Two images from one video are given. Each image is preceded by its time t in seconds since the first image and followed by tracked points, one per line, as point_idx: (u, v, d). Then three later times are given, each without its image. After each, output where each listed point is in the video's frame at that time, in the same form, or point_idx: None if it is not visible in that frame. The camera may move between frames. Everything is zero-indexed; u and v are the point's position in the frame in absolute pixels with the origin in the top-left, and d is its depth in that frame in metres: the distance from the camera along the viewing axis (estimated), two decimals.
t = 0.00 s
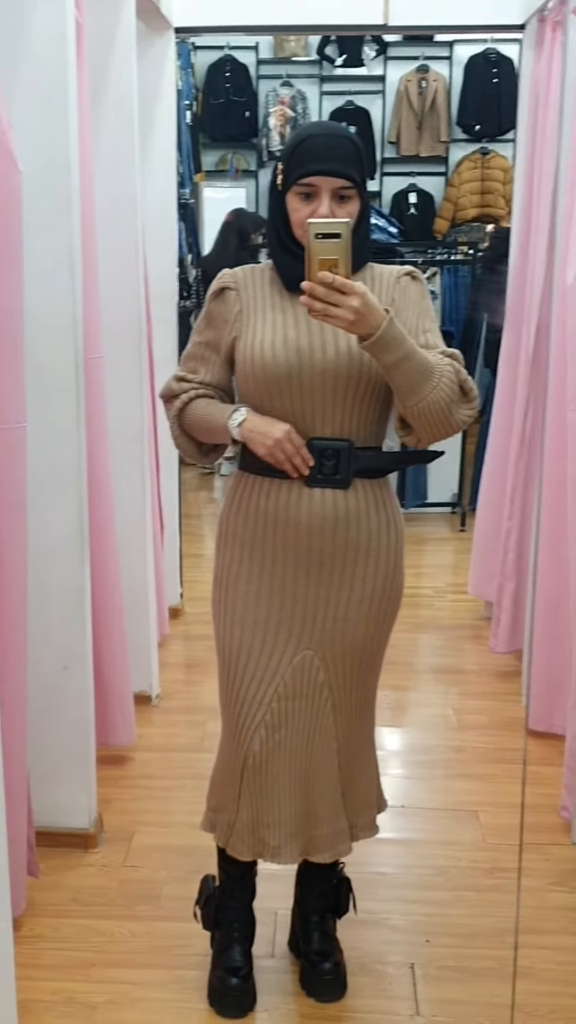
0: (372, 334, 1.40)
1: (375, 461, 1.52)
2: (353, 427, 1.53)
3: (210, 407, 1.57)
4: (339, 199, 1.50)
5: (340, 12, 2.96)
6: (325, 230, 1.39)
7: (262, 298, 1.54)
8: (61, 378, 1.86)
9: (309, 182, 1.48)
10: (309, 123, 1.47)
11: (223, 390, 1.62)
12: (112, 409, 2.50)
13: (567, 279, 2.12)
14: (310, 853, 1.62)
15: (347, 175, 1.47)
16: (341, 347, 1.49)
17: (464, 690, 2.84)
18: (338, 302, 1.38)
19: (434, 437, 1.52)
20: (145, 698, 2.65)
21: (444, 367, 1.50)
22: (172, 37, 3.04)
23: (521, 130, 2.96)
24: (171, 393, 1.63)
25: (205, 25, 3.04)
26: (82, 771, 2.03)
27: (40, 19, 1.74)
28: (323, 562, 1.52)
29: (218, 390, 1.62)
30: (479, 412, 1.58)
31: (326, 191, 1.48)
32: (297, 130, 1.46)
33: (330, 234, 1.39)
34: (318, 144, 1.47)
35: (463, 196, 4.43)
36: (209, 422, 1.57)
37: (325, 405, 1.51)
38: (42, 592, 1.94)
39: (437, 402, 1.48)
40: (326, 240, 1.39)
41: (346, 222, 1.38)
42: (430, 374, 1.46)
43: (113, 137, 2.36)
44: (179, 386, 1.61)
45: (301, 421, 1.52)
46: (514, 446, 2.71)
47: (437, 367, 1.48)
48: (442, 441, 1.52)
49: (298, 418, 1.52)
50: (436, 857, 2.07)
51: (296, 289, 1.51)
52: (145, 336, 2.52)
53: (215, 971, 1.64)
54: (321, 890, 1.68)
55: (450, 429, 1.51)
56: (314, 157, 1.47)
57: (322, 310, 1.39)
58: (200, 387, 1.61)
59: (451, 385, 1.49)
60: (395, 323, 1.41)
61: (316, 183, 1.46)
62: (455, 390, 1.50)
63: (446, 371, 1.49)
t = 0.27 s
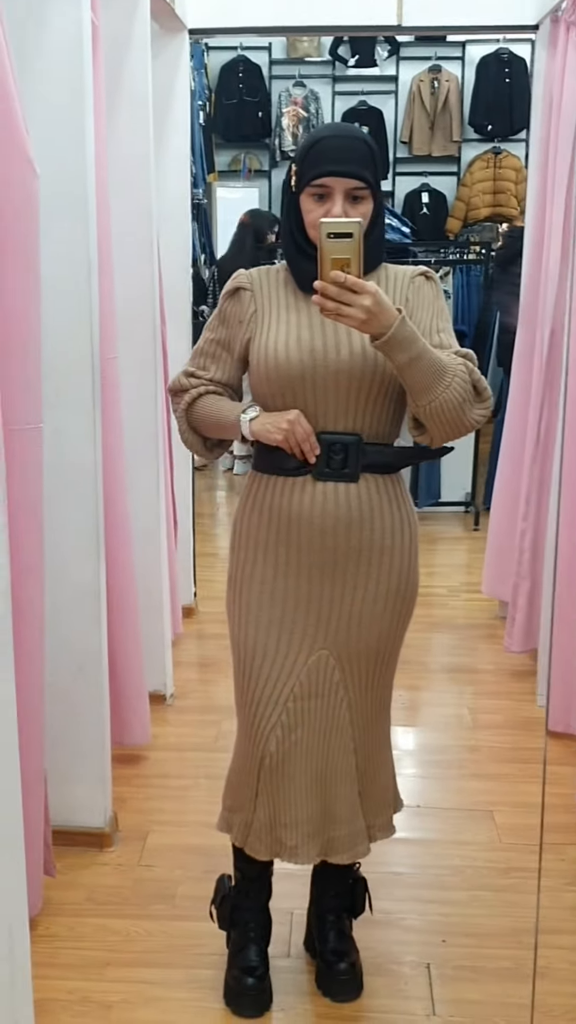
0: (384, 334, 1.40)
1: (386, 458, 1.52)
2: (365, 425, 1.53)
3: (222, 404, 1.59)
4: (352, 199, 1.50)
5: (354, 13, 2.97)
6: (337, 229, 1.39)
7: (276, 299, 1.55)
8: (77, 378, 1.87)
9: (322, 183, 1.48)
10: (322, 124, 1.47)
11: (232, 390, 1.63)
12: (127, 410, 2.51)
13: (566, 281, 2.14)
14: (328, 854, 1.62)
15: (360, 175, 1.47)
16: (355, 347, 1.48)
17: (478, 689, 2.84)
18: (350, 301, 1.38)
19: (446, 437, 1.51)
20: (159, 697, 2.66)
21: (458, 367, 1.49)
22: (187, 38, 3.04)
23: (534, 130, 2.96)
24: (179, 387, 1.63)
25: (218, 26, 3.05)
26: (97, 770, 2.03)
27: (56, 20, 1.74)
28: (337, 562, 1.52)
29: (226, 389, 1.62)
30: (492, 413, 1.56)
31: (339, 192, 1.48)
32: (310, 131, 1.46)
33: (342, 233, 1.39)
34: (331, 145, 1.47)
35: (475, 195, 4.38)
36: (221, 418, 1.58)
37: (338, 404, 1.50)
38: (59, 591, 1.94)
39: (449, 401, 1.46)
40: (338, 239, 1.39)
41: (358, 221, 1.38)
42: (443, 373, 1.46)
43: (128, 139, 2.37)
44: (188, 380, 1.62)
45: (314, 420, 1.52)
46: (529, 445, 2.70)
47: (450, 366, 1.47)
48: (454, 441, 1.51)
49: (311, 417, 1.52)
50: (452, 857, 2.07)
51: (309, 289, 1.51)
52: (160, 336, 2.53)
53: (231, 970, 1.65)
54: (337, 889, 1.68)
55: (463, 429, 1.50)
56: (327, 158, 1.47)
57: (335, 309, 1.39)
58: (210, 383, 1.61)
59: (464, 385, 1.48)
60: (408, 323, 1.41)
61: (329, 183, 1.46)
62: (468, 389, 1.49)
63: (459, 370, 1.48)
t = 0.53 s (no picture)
0: (391, 331, 1.40)
1: (390, 451, 1.52)
2: (372, 421, 1.53)
3: (223, 400, 1.59)
4: (359, 196, 1.50)
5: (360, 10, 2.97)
6: (343, 226, 1.39)
7: (282, 295, 1.55)
8: (84, 374, 1.87)
9: (328, 180, 1.48)
10: (328, 121, 1.47)
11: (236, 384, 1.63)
12: (135, 407, 2.51)
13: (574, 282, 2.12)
14: (335, 851, 1.62)
15: (367, 171, 1.46)
16: (362, 345, 1.48)
17: (483, 687, 2.84)
18: (355, 298, 1.38)
19: (452, 434, 1.50)
20: (165, 693, 2.67)
21: (464, 363, 1.48)
22: (194, 36, 3.04)
23: (541, 127, 2.95)
24: (183, 381, 1.64)
25: (224, 24, 3.05)
26: (104, 766, 2.04)
27: (63, 17, 1.74)
28: (343, 558, 1.52)
29: (230, 383, 1.62)
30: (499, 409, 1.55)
31: (346, 188, 1.48)
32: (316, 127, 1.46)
33: (348, 230, 1.39)
34: (338, 142, 1.47)
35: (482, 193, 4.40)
36: (222, 415, 1.59)
37: (344, 401, 1.50)
38: (66, 588, 1.95)
39: (455, 398, 1.46)
40: (343, 237, 1.39)
41: (364, 219, 1.38)
42: (449, 370, 1.45)
43: (136, 138, 2.37)
44: (191, 374, 1.62)
45: (320, 417, 1.52)
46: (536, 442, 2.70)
47: (456, 363, 1.47)
48: (460, 439, 1.50)
49: (317, 414, 1.52)
50: (458, 854, 2.07)
51: (315, 286, 1.51)
52: (167, 333, 2.53)
53: (238, 966, 1.65)
54: (343, 886, 1.68)
55: (469, 425, 1.49)
56: (333, 155, 1.47)
57: (341, 306, 1.39)
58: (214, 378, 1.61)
59: (470, 382, 1.47)
60: (414, 320, 1.41)
61: (335, 180, 1.46)
62: (474, 385, 1.48)
63: (466, 368, 1.48)
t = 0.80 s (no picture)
0: (397, 331, 1.40)
1: (395, 451, 1.52)
2: (377, 421, 1.53)
3: (222, 393, 1.59)
4: (365, 196, 1.50)
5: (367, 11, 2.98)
6: (347, 227, 1.39)
7: (288, 295, 1.55)
8: (91, 374, 1.87)
9: (335, 180, 1.48)
10: (334, 122, 1.47)
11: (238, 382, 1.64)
12: (141, 407, 2.52)
13: None
14: (338, 850, 1.62)
15: (373, 171, 1.47)
16: (368, 345, 1.48)
17: (488, 688, 2.84)
18: (361, 298, 1.38)
19: (458, 435, 1.50)
20: (170, 694, 2.68)
21: (470, 363, 1.48)
22: (199, 36, 3.04)
23: (547, 127, 2.95)
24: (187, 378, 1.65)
25: (231, 25, 3.05)
26: (109, 766, 2.04)
27: (71, 17, 1.74)
28: (348, 558, 1.52)
29: (232, 380, 1.63)
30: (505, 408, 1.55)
31: (353, 189, 1.48)
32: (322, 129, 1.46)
33: (353, 231, 1.39)
34: (344, 143, 1.47)
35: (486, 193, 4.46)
36: (221, 407, 1.59)
37: (349, 401, 1.50)
38: (71, 587, 1.95)
39: (462, 397, 1.45)
40: (348, 238, 1.39)
41: (368, 220, 1.38)
42: (454, 370, 1.45)
43: (141, 139, 2.37)
44: (195, 370, 1.63)
45: (325, 417, 1.52)
46: (541, 443, 2.70)
47: (462, 363, 1.47)
48: (466, 438, 1.50)
49: (323, 414, 1.52)
50: (463, 855, 2.06)
51: (321, 286, 1.51)
52: (173, 333, 2.53)
53: (243, 966, 1.65)
54: (348, 886, 1.68)
55: (475, 425, 1.49)
56: (339, 156, 1.47)
57: (346, 307, 1.39)
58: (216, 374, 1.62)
59: (476, 382, 1.47)
60: (420, 320, 1.41)
61: (341, 181, 1.46)
62: (480, 385, 1.48)
63: (471, 367, 1.47)
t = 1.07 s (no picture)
0: (408, 329, 1.40)
1: (407, 450, 1.52)
2: (389, 420, 1.53)
3: (224, 383, 1.60)
4: (379, 195, 1.50)
5: (381, 11, 2.99)
6: (358, 226, 1.39)
7: (301, 293, 1.55)
8: (104, 371, 1.87)
9: (349, 179, 1.48)
10: (348, 121, 1.47)
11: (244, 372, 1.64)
12: (153, 405, 2.52)
13: None
14: (347, 848, 1.62)
15: (387, 170, 1.46)
16: (380, 343, 1.48)
17: (497, 688, 2.84)
18: (372, 296, 1.38)
19: (470, 434, 1.49)
20: (179, 691, 2.69)
21: (482, 361, 1.48)
22: (214, 36, 3.05)
23: (560, 126, 2.95)
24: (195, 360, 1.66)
25: (245, 23, 3.05)
26: (119, 763, 2.04)
27: (87, 14, 1.75)
28: (360, 557, 1.52)
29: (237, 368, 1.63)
30: (518, 408, 1.54)
31: (367, 188, 1.48)
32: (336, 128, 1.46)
33: (363, 230, 1.39)
34: (358, 142, 1.47)
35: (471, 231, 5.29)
36: (222, 397, 1.60)
37: (361, 399, 1.50)
38: (82, 583, 1.95)
39: (474, 396, 1.45)
40: (359, 236, 1.39)
41: (379, 219, 1.38)
42: (467, 369, 1.45)
43: (155, 140, 2.38)
44: (202, 355, 1.65)
45: (337, 415, 1.52)
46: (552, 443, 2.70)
47: (474, 361, 1.46)
48: (477, 437, 1.50)
49: (334, 412, 1.52)
50: (472, 855, 2.06)
51: (334, 284, 1.51)
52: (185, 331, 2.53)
53: (252, 964, 1.65)
54: (358, 885, 1.68)
55: (487, 424, 1.48)
56: (354, 155, 1.47)
57: (357, 305, 1.39)
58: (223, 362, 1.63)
59: (489, 381, 1.47)
60: (431, 318, 1.40)
61: (356, 180, 1.46)
62: (493, 384, 1.48)
63: (483, 366, 1.47)
